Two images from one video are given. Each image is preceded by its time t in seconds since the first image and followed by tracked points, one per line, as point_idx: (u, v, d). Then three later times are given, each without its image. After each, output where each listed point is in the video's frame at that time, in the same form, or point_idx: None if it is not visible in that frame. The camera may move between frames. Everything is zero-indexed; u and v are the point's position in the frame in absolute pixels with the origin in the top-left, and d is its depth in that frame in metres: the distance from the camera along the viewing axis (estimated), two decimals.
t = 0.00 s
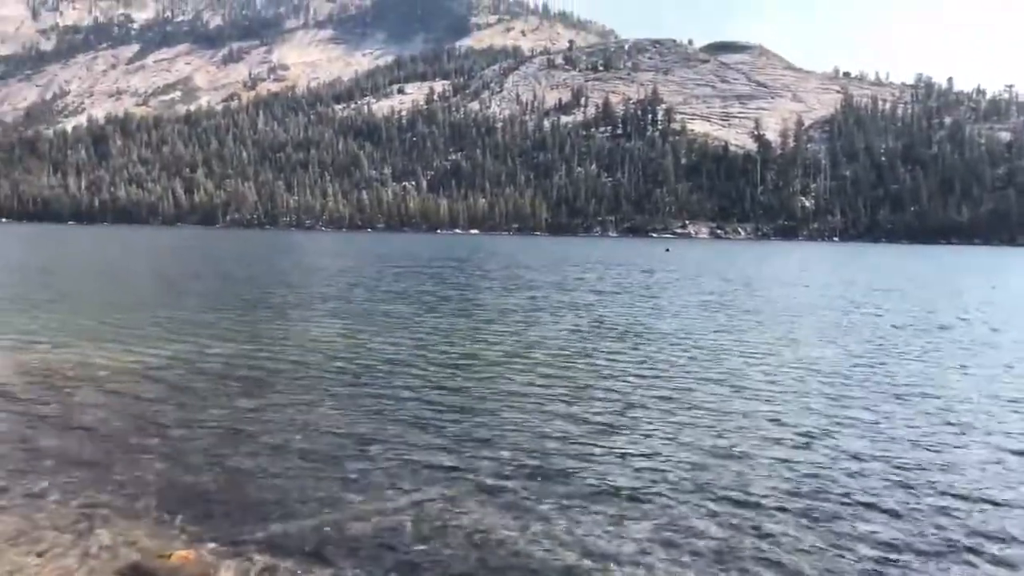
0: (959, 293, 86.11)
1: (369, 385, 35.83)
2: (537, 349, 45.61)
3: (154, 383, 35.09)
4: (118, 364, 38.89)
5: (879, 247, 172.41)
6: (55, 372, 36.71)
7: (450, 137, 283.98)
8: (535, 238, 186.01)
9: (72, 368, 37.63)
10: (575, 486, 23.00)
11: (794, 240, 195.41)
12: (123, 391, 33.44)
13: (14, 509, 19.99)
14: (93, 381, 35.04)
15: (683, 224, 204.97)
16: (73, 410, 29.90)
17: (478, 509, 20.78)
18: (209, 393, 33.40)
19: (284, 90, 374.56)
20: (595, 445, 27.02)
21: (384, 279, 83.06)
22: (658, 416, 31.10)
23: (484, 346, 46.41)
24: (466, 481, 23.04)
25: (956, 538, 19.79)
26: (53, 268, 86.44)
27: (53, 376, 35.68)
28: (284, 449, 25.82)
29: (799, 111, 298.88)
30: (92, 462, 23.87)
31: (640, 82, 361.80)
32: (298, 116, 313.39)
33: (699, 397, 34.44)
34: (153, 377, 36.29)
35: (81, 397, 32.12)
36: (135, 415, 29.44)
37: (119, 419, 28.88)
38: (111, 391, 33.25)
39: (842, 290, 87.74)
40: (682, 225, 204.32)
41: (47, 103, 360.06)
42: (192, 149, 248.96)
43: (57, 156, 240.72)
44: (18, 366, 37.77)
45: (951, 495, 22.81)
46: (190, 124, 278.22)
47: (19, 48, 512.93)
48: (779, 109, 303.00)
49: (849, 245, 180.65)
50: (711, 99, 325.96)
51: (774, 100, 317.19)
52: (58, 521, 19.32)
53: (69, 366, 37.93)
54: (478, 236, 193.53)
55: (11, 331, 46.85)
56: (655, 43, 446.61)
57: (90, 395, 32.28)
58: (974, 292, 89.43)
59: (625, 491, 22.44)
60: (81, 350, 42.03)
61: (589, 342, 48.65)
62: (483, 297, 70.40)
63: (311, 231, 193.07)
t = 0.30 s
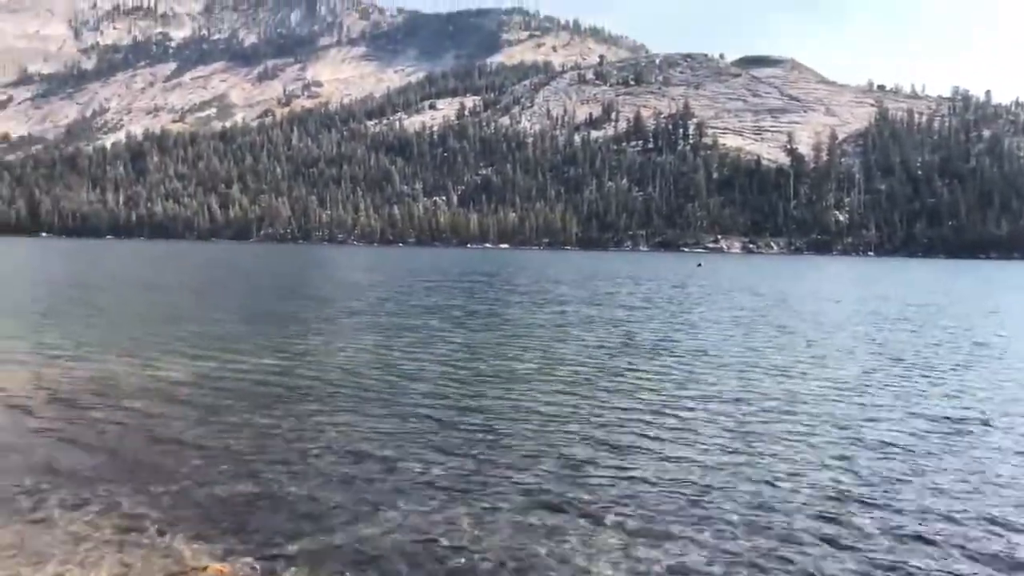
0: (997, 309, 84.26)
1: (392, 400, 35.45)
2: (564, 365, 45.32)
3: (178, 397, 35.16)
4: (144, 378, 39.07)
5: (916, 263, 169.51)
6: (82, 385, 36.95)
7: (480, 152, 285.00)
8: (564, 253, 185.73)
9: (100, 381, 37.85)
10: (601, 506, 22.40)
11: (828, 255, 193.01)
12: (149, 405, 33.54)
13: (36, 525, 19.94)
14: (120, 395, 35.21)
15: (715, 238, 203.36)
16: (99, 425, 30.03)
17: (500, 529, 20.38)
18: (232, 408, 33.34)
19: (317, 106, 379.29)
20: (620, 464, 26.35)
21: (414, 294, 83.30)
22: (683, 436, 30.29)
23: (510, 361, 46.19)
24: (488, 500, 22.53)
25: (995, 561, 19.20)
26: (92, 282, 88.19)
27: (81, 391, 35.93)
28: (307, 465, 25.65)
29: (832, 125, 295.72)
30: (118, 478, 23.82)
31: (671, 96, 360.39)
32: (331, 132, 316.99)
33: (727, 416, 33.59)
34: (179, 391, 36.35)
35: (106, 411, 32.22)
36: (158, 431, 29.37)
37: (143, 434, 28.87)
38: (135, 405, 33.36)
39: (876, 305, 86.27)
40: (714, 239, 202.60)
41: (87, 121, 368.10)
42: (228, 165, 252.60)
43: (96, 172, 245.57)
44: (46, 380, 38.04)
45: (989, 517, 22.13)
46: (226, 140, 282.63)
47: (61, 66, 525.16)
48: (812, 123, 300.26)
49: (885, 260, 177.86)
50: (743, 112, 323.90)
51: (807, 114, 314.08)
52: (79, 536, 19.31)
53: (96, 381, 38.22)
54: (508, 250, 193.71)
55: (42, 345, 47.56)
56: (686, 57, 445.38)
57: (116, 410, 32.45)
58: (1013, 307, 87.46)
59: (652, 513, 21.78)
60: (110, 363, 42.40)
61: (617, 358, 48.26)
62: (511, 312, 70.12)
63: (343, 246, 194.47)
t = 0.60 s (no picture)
0: None
1: (413, 417, 35.13)
2: (592, 380, 45.06)
3: (201, 411, 35.27)
4: (170, 392, 39.34)
5: (957, 277, 166.08)
6: (108, 399, 37.28)
7: (514, 166, 285.35)
8: (599, 266, 184.87)
9: (126, 396, 38.17)
10: (618, 529, 21.76)
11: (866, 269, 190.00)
12: (171, 419, 33.66)
13: (47, 544, 19.96)
14: (144, 410, 35.46)
15: (751, 251, 201.31)
16: (121, 440, 30.21)
17: (512, 552, 19.89)
18: (253, 423, 33.32)
19: (353, 122, 383.34)
20: (640, 485, 25.71)
21: (446, 308, 83.50)
22: (707, 455, 29.62)
23: (537, 376, 46.07)
24: (501, 521, 22.05)
25: None
26: (132, 295, 89.94)
27: (106, 405, 36.22)
28: (323, 482, 25.44)
29: (870, 137, 291.63)
30: (132, 495, 23.81)
31: (706, 109, 358.12)
32: (367, 147, 320.05)
33: (754, 435, 32.83)
34: (202, 405, 36.48)
35: (129, 426, 32.41)
36: (178, 446, 29.45)
37: (162, 449, 28.92)
38: (158, 420, 33.52)
39: (915, 319, 84.66)
40: (750, 253, 200.40)
41: (130, 137, 376.09)
42: (265, 180, 255.91)
43: (137, 187, 250.59)
44: (74, 394, 38.48)
45: None
46: (264, 155, 286.75)
47: (106, 84, 538.69)
48: (850, 136, 296.49)
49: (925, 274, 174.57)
50: (779, 125, 320.75)
51: (845, 126, 310.13)
52: (88, 555, 19.29)
53: (127, 394, 38.70)
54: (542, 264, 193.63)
55: (77, 358, 48.45)
56: (721, 70, 442.97)
57: (140, 424, 32.61)
58: None
59: (676, 535, 21.38)
60: (137, 377, 42.80)
61: (646, 373, 47.89)
62: (541, 326, 69.80)
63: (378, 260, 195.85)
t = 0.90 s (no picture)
0: None
1: (436, 432, 34.55)
2: (626, 394, 44.62)
3: (225, 425, 35.14)
4: (196, 405, 39.33)
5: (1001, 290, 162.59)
6: (134, 414, 37.38)
7: (547, 178, 285.43)
8: (633, 279, 183.98)
9: (153, 410, 38.24)
10: (641, 557, 20.88)
11: (905, 282, 187.07)
12: (196, 434, 33.53)
13: (61, 563, 19.76)
14: (182, 422, 35.84)
15: (787, 264, 199.31)
16: (145, 455, 30.14)
17: (548, 568, 19.75)
18: (276, 437, 33.10)
19: (388, 136, 386.92)
20: (665, 506, 24.84)
21: (478, 320, 83.50)
22: (736, 474, 28.69)
23: (570, 390, 45.78)
24: (535, 536, 21.92)
25: None
26: (170, 308, 91.13)
27: (133, 419, 36.27)
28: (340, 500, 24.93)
29: (909, 148, 286.82)
30: (148, 513, 23.55)
31: (740, 121, 354.96)
32: (400, 161, 322.76)
33: (786, 453, 31.84)
34: (225, 420, 36.31)
35: (167, 438, 32.76)
36: (198, 462, 29.24)
37: (183, 465, 28.68)
38: (181, 434, 33.43)
39: (957, 334, 82.99)
40: (786, 266, 198.21)
41: (170, 153, 383.11)
42: (301, 194, 258.98)
43: (176, 202, 254.78)
44: (102, 408, 38.66)
45: None
46: (300, 170, 290.50)
47: (148, 100, 550.25)
48: (888, 147, 292.47)
49: (966, 287, 171.30)
50: (815, 136, 317.38)
51: (882, 138, 305.44)
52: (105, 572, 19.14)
53: (166, 406, 39.12)
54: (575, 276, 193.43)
55: (111, 370, 49.01)
56: (755, 83, 440.03)
57: (178, 437, 32.96)
58: None
59: (715, 552, 21.08)
60: (165, 391, 42.94)
61: (681, 387, 47.32)
62: (571, 340, 69.06)
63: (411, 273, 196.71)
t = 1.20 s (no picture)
0: None
1: (460, 446, 34.47)
2: (652, 409, 44.29)
3: (251, 439, 35.32)
4: (224, 419, 39.70)
5: None
6: (164, 427, 37.80)
7: (578, 192, 284.84)
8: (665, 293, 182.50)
9: (182, 423, 38.62)
10: None
11: (944, 296, 183.63)
12: (224, 448, 33.75)
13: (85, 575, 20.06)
14: (213, 434, 36.35)
15: (822, 277, 196.61)
16: (171, 469, 30.39)
17: None
18: (301, 451, 33.23)
19: (420, 150, 389.47)
20: (689, 524, 24.50)
21: (507, 334, 83.46)
22: (762, 492, 28.25)
23: (596, 404, 45.56)
24: (556, 552, 21.94)
25: None
26: (203, 321, 92.36)
27: (163, 433, 36.69)
28: (362, 516, 24.90)
29: (947, 160, 282.08)
30: (171, 528, 23.69)
31: (774, 133, 351.98)
32: (432, 175, 324.55)
33: (814, 471, 31.24)
34: (251, 433, 36.53)
35: (199, 451, 33.24)
36: (224, 476, 29.44)
37: (209, 479, 28.88)
38: (209, 447, 33.74)
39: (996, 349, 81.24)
40: (821, 280, 195.43)
41: (206, 167, 389.54)
42: (334, 208, 261.26)
43: (212, 216, 258.94)
44: (134, 421, 39.17)
45: None
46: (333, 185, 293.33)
47: (186, 116, 561.40)
48: (926, 159, 287.93)
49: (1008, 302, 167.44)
50: (850, 148, 313.43)
51: (919, 150, 300.89)
52: None
53: (197, 419, 39.70)
54: (607, 290, 192.48)
55: (144, 383, 49.81)
56: (789, 95, 436.20)
57: (207, 449, 33.39)
58: None
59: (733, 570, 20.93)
60: (195, 404, 43.40)
61: (709, 403, 46.88)
62: (599, 355, 68.61)
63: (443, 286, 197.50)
